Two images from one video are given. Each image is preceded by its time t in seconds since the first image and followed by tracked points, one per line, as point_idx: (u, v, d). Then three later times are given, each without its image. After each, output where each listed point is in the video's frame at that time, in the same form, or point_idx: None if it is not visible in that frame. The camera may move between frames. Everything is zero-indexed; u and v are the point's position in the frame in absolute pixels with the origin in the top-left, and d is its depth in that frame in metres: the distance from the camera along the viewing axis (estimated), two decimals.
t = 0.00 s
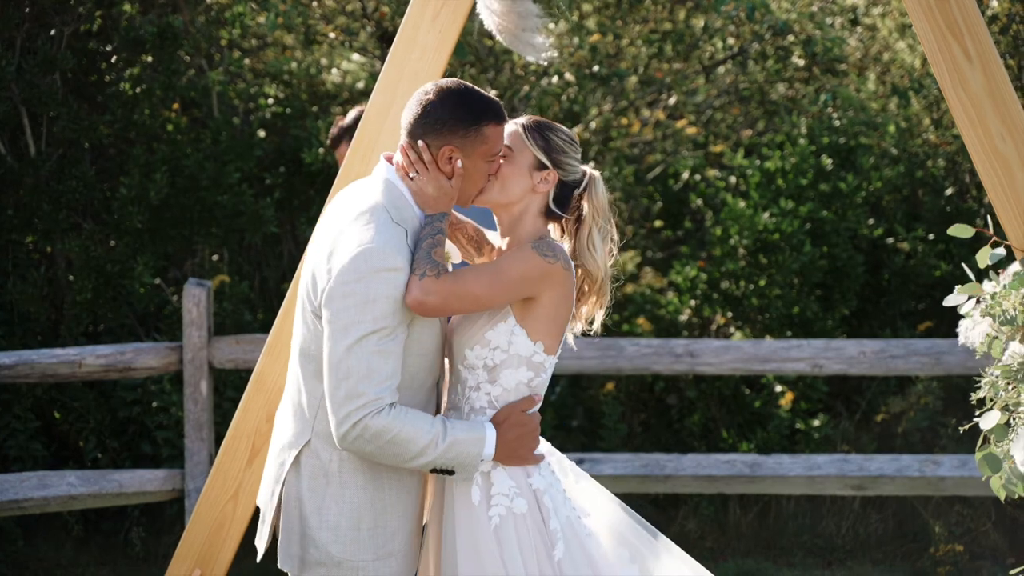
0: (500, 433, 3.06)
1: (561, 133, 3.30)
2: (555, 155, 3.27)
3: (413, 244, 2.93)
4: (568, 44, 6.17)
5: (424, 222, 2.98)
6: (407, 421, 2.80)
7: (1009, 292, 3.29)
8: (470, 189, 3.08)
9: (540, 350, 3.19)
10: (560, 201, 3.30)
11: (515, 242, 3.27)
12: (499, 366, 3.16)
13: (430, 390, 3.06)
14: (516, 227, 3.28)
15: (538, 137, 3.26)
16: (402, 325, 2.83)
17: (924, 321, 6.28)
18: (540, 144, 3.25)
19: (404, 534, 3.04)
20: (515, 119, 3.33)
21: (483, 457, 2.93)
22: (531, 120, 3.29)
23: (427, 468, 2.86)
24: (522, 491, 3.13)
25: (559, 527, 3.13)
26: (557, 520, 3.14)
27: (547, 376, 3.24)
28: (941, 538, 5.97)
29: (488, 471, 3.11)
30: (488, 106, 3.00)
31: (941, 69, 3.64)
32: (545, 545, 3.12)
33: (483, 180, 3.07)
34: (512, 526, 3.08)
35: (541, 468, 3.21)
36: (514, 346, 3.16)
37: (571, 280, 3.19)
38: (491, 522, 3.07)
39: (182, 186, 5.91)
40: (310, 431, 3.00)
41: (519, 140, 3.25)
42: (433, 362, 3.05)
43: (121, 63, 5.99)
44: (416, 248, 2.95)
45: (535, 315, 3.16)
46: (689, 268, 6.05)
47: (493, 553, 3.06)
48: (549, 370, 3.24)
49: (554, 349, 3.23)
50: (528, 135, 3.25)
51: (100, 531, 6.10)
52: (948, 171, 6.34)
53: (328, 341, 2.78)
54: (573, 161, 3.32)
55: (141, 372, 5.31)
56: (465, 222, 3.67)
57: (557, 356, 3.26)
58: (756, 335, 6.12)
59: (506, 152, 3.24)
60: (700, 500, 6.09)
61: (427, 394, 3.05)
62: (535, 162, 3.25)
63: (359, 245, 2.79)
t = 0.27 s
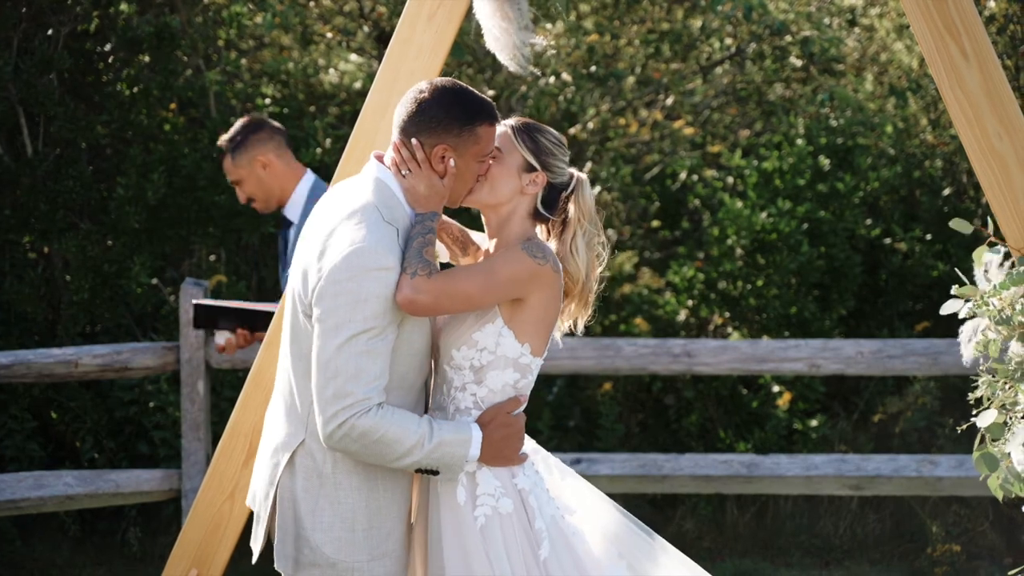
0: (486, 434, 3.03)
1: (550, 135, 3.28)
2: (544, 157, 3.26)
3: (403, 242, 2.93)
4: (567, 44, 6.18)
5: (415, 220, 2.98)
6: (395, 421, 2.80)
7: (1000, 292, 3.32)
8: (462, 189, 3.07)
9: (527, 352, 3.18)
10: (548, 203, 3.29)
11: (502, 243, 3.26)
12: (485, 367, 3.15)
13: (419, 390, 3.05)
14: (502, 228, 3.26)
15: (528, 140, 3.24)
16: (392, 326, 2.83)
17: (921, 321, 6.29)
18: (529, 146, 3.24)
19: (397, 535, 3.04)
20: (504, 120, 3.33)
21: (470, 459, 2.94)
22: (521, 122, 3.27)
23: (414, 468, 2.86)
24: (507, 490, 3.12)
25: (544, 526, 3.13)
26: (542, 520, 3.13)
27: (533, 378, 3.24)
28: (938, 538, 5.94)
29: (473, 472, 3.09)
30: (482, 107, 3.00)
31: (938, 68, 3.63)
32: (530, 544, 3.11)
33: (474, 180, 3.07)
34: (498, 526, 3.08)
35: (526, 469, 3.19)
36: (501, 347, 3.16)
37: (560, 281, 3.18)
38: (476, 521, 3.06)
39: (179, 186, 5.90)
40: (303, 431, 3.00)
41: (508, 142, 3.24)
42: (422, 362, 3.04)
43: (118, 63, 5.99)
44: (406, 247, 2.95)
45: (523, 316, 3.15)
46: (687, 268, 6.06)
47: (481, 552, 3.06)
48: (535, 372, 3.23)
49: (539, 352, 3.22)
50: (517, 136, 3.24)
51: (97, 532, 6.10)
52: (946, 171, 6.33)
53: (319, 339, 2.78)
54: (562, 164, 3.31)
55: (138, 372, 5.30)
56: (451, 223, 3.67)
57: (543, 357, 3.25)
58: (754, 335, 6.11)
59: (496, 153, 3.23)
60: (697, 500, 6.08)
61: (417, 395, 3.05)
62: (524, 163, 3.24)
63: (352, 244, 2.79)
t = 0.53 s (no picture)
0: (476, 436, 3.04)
1: (542, 138, 3.28)
2: (535, 160, 3.26)
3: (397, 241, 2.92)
4: (563, 45, 6.20)
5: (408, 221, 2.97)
6: (388, 422, 2.81)
7: (1001, 291, 3.31)
8: (455, 189, 3.06)
9: (518, 354, 3.17)
10: (539, 206, 3.29)
11: (494, 244, 3.25)
12: (476, 369, 3.15)
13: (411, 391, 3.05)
14: (494, 230, 3.26)
15: (520, 142, 3.24)
16: (385, 325, 2.84)
17: (919, 320, 6.29)
18: (522, 149, 3.24)
19: (391, 535, 3.04)
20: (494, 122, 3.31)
21: (460, 459, 2.94)
22: (513, 124, 3.27)
23: (406, 468, 2.87)
24: (497, 492, 3.12)
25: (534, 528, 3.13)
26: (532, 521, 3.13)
27: (523, 380, 3.23)
28: (936, 539, 5.95)
29: (463, 473, 3.10)
30: (477, 108, 2.99)
31: (935, 67, 3.62)
32: (521, 546, 3.12)
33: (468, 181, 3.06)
34: (487, 528, 3.08)
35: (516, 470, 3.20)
36: (493, 349, 3.15)
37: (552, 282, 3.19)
38: (466, 524, 3.07)
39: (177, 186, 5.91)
40: (298, 432, 2.99)
41: (501, 143, 3.23)
42: (414, 363, 3.03)
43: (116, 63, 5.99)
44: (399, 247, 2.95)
45: (515, 318, 3.15)
46: (684, 268, 6.06)
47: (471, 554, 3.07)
48: (526, 373, 3.23)
49: (530, 354, 3.22)
50: (509, 138, 3.23)
51: (94, 532, 6.09)
52: (944, 171, 6.31)
53: (312, 338, 2.78)
54: (553, 166, 3.31)
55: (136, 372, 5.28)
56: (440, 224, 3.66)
57: (534, 359, 3.25)
58: (751, 335, 6.11)
59: (488, 155, 3.22)
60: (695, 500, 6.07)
61: (409, 395, 3.04)
62: (516, 165, 3.24)
63: (346, 243, 2.79)
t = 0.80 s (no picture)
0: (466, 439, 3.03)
1: (538, 140, 3.28)
2: (530, 161, 3.25)
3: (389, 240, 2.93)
4: (560, 45, 6.20)
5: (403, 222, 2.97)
6: (378, 423, 2.82)
7: (993, 291, 3.31)
8: (450, 190, 3.06)
9: (510, 357, 3.18)
10: (534, 208, 3.29)
11: (487, 246, 3.25)
12: (468, 371, 3.14)
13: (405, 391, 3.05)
14: (488, 232, 3.26)
15: (517, 144, 3.24)
16: (377, 326, 2.84)
17: (916, 321, 6.28)
18: (518, 150, 3.24)
19: (383, 537, 3.04)
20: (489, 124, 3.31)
21: (450, 462, 2.94)
22: (510, 126, 3.26)
23: (397, 470, 2.87)
24: (488, 496, 3.12)
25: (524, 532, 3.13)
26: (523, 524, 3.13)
27: (516, 383, 3.23)
28: (933, 540, 5.97)
29: (453, 476, 3.10)
30: (473, 109, 3.00)
31: (930, 68, 3.62)
32: (510, 550, 3.11)
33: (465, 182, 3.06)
34: (477, 531, 3.08)
35: (507, 474, 3.20)
36: (485, 352, 3.15)
37: (546, 285, 3.19)
38: (456, 526, 3.07)
39: (173, 187, 5.90)
40: (290, 432, 2.99)
41: (497, 145, 3.22)
42: (407, 364, 3.03)
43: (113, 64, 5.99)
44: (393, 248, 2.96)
45: (508, 320, 3.15)
46: (681, 269, 6.07)
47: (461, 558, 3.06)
48: (518, 376, 3.23)
49: (523, 356, 3.22)
50: (505, 140, 3.23)
51: (91, 533, 6.08)
52: (941, 172, 6.31)
53: (304, 338, 2.79)
54: (549, 169, 3.31)
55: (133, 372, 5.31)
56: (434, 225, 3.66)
57: (526, 362, 3.25)
58: (748, 336, 6.13)
59: (482, 156, 3.22)
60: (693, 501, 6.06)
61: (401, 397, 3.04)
62: (511, 167, 3.23)
63: (339, 243, 2.79)
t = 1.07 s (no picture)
0: (457, 442, 3.04)
1: (535, 140, 3.28)
2: (525, 161, 3.25)
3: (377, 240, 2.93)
4: (559, 46, 6.17)
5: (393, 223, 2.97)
6: (363, 425, 2.83)
7: (992, 292, 3.31)
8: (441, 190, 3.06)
9: (502, 360, 3.18)
10: (529, 209, 3.28)
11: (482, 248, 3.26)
12: (459, 374, 3.15)
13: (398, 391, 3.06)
14: (483, 233, 3.26)
15: (511, 143, 3.24)
16: (363, 327, 2.85)
17: (914, 323, 6.30)
18: (512, 150, 3.24)
19: (374, 539, 3.04)
20: (486, 124, 3.31)
21: (438, 465, 2.95)
22: (507, 125, 3.27)
23: (384, 471, 2.88)
24: (479, 499, 3.13)
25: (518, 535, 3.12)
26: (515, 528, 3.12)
27: (510, 386, 3.23)
28: (931, 541, 5.98)
29: (444, 479, 3.12)
30: (462, 109, 2.99)
31: (928, 69, 3.62)
32: (502, 554, 3.11)
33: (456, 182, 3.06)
34: (467, 535, 3.09)
35: (500, 476, 3.19)
36: (476, 354, 3.15)
37: (538, 288, 3.18)
38: (446, 530, 3.07)
39: (171, 188, 5.91)
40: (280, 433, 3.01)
41: (491, 145, 3.23)
42: (399, 366, 3.04)
43: (110, 65, 5.98)
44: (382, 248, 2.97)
45: (500, 323, 3.15)
46: (679, 270, 6.06)
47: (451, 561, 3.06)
48: (511, 379, 3.23)
49: (516, 359, 3.22)
50: (499, 139, 3.23)
51: (89, 534, 6.09)
52: (939, 173, 6.31)
53: (289, 340, 2.80)
54: (545, 169, 3.30)
55: (130, 374, 5.30)
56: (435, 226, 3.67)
57: (519, 365, 3.24)
58: (746, 337, 6.15)
59: (476, 156, 3.22)
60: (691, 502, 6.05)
61: (394, 398, 3.05)
62: (505, 168, 3.23)
63: (324, 245, 2.81)
